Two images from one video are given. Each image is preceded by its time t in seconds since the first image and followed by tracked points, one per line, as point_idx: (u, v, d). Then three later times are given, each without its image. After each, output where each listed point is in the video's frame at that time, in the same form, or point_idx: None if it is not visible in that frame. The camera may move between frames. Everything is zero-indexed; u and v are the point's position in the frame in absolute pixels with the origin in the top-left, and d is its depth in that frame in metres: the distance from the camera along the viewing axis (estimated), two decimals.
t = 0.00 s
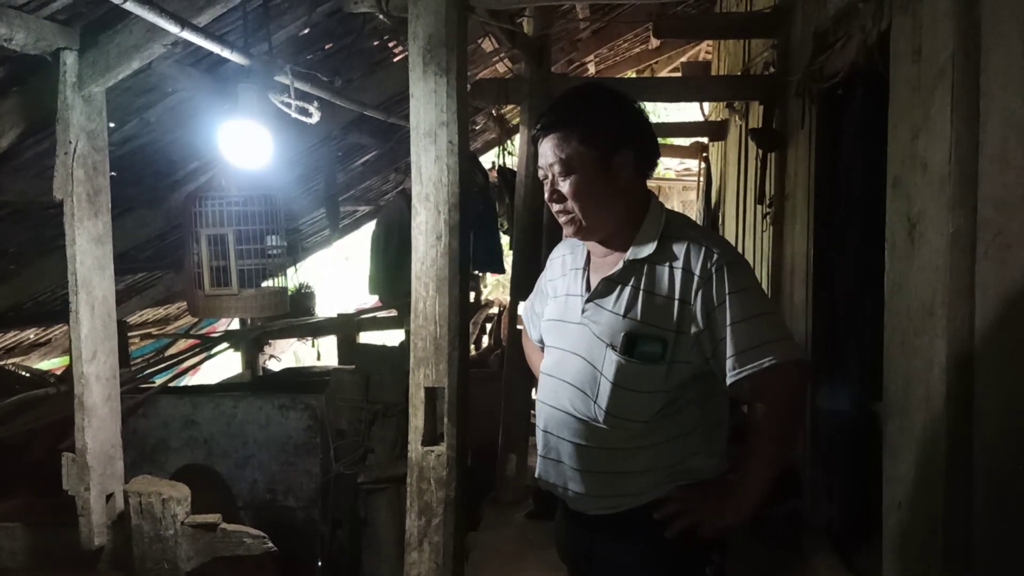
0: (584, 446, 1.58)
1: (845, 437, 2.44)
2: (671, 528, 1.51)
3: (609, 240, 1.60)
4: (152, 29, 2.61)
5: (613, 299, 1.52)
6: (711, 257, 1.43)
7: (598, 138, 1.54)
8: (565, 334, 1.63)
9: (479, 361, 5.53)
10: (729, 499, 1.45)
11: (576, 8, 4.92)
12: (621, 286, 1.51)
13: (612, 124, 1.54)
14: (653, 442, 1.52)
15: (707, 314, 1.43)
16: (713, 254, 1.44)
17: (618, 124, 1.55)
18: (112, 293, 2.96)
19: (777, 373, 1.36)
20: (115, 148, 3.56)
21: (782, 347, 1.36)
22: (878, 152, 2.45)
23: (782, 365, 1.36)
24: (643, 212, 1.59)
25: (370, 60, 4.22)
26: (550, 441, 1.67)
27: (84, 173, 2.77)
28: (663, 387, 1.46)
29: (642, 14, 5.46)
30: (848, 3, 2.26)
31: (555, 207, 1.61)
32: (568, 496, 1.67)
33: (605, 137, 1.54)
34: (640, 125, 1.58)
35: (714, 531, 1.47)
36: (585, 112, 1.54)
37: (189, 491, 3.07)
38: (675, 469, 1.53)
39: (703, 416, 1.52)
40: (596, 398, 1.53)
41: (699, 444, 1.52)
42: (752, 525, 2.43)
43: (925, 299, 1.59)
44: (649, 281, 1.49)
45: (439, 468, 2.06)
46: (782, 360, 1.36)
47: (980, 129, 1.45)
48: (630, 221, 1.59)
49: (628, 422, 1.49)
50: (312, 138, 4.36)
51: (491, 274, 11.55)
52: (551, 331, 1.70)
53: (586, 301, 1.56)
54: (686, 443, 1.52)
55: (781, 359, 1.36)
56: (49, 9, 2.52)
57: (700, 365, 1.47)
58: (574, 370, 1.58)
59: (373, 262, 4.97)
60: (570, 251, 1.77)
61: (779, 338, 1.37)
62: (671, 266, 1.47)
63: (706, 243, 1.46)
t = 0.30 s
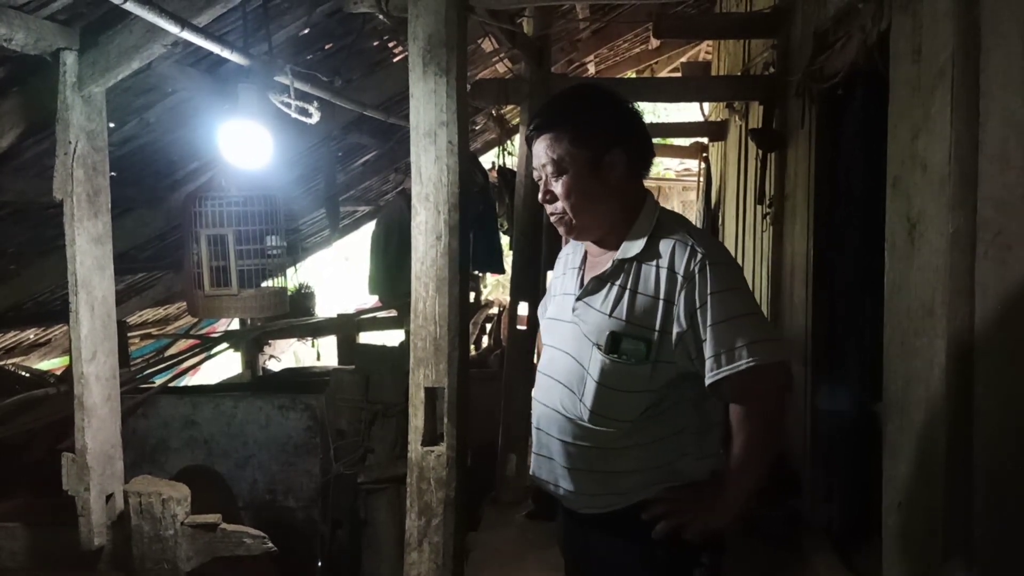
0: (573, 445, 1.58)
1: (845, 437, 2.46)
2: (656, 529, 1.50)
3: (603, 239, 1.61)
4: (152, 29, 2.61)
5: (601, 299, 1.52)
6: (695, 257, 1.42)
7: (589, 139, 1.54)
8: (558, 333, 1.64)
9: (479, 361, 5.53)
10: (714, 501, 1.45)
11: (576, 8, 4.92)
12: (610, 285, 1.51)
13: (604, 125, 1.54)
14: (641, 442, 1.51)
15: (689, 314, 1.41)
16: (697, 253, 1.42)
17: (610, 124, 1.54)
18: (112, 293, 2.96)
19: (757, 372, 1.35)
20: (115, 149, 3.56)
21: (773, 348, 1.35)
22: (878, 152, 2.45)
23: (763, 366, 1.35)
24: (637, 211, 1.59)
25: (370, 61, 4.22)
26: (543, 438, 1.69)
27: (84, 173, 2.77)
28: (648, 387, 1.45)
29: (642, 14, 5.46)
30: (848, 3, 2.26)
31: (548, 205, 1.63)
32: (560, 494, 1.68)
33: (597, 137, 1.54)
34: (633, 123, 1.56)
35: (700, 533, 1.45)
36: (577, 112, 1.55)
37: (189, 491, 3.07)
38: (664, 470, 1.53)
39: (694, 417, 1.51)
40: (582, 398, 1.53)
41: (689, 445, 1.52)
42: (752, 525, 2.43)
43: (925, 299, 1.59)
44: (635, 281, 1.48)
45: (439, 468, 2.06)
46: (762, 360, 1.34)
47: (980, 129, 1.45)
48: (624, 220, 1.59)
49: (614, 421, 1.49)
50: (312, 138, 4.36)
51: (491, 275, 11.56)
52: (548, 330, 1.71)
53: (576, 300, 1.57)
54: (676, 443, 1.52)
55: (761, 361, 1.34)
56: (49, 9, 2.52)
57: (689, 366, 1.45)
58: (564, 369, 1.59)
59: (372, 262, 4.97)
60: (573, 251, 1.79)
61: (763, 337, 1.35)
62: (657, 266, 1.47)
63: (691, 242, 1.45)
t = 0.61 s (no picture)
0: (570, 444, 1.59)
1: (845, 437, 2.47)
2: (653, 528, 1.51)
3: (601, 237, 1.61)
4: (153, 30, 2.62)
5: (598, 299, 1.53)
6: (689, 256, 1.42)
7: (584, 138, 1.55)
8: (557, 333, 1.65)
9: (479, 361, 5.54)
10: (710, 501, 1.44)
11: (577, 8, 4.93)
12: (607, 284, 1.53)
13: (600, 123, 1.54)
14: (638, 442, 1.52)
15: (684, 314, 1.41)
16: (691, 253, 1.42)
17: (605, 123, 1.54)
18: (113, 293, 2.96)
19: (750, 372, 1.35)
20: (115, 149, 3.56)
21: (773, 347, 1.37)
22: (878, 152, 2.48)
23: (757, 366, 1.35)
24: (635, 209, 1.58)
25: (371, 61, 4.22)
26: (542, 437, 1.70)
27: (86, 173, 2.77)
28: (644, 387, 1.46)
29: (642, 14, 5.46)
30: (848, 4, 2.26)
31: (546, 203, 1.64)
32: (559, 493, 1.68)
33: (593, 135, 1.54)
34: (631, 122, 1.56)
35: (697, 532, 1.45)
36: (572, 110, 1.57)
37: (190, 491, 3.08)
38: (661, 469, 1.52)
39: (690, 417, 1.51)
40: (580, 397, 1.54)
41: (686, 445, 1.51)
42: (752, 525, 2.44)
43: (925, 298, 1.59)
44: (631, 281, 1.49)
45: (439, 469, 2.07)
46: (756, 360, 1.34)
47: (980, 129, 1.45)
48: (622, 219, 1.58)
49: (611, 420, 1.50)
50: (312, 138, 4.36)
51: (491, 275, 11.55)
52: (547, 330, 1.72)
53: (574, 300, 1.58)
54: (673, 443, 1.52)
55: (756, 360, 1.34)
56: (51, 11, 2.53)
57: (686, 366, 1.45)
58: (563, 369, 1.60)
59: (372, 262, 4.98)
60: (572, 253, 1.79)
61: (756, 337, 1.35)
62: (652, 265, 1.47)
63: (686, 241, 1.45)
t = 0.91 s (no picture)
0: (571, 443, 1.60)
1: (845, 437, 2.47)
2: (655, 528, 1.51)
3: (598, 241, 1.61)
4: (153, 31, 2.63)
5: (597, 299, 1.53)
6: (688, 255, 1.42)
7: (583, 138, 1.55)
8: (558, 334, 1.66)
9: (479, 362, 5.54)
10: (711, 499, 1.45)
11: (576, 9, 4.93)
12: (606, 285, 1.53)
13: (599, 123, 1.55)
14: (637, 442, 1.51)
15: (684, 312, 1.41)
16: (690, 252, 1.43)
17: (603, 123, 1.55)
18: (113, 293, 2.96)
19: (749, 369, 1.35)
20: (115, 150, 3.57)
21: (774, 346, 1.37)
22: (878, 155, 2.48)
23: (757, 363, 1.35)
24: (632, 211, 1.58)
25: (370, 62, 4.22)
26: (543, 438, 1.70)
27: (86, 173, 2.78)
28: (645, 386, 1.46)
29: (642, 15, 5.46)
30: (847, 5, 2.26)
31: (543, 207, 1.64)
32: (560, 493, 1.68)
33: (592, 136, 1.55)
34: (627, 123, 1.57)
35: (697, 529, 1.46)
36: (570, 110, 1.57)
37: (190, 492, 3.04)
38: (660, 470, 1.52)
39: (688, 417, 1.51)
40: (581, 397, 1.55)
41: (685, 444, 1.51)
42: (752, 525, 2.44)
43: (925, 299, 1.60)
44: (631, 281, 1.49)
45: (439, 469, 2.07)
46: (756, 356, 1.35)
47: (979, 130, 1.45)
48: (619, 221, 1.58)
49: (611, 419, 1.50)
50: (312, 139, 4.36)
51: (491, 275, 11.55)
52: (547, 331, 1.72)
53: (574, 301, 1.58)
54: (672, 444, 1.51)
55: (756, 357, 1.35)
56: (51, 11, 2.53)
57: (688, 365, 1.46)
58: (563, 369, 1.61)
59: (372, 262, 4.98)
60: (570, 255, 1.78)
61: (756, 334, 1.36)
62: (651, 265, 1.47)
63: (685, 240, 1.45)
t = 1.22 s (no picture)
0: (577, 445, 1.59)
1: (845, 437, 2.44)
2: (661, 527, 1.51)
3: (602, 243, 1.59)
4: (154, 31, 2.63)
5: (604, 301, 1.53)
6: (697, 256, 1.43)
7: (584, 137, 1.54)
8: (562, 336, 1.65)
9: (479, 362, 5.54)
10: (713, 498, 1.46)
11: (576, 10, 4.93)
12: (612, 287, 1.52)
13: (597, 122, 1.56)
14: (643, 443, 1.51)
15: (693, 313, 1.41)
16: (699, 253, 1.43)
17: (603, 123, 1.56)
18: (113, 293, 2.96)
19: (761, 370, 1.35)
20: (115, 150, 3.57)
21: (778, 346, 1.38)
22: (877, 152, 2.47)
23: (766, 364, 1.35)
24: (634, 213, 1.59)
25: (370, 62, 4.22)
26: (548, 439, 1.69)
27: (86, 174, 2.78)
28: (652, 387, 1.46)
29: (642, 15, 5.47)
30: (847, 5, 2.26)
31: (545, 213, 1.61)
32: (564, 494, 1.67)
33: (592, 136, 1.55)
34: (625, 124, 1.59)
35: (704, 526, 1.48)
36: (570, 110, 1.57)
37: (190, 492, 3.04)
38: (665, 469, 1.52)
39: (692, 417, 1.51)
40: (590, 399, 1.54)
41: (689, 444, 1.51)
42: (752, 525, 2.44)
43: (924, 299, 1.59)
44: (638, 282, 1.49)
45: (439, 469, 2.07)
46: (766, 357, 1.35)
47: (979, 130, 1.45)
48: (623, 223, 1.58)
49: (619, 420, 1.50)
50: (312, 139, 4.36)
51: (491, 276, 11.54)
52: (549, 333, 1.72)
53: (580, 302, 1.57)
54: (676, 444, 1.51)
55: (765, 358, 1.35)
56: (51, 12, 2.53)
57: (688, 365, 1.46)
58: (569, 370, 1.60)
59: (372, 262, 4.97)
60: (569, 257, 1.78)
61: (764, 334, 1.36)
62: (659, 267, 1.47)
63: (693, 242, 1.45)
